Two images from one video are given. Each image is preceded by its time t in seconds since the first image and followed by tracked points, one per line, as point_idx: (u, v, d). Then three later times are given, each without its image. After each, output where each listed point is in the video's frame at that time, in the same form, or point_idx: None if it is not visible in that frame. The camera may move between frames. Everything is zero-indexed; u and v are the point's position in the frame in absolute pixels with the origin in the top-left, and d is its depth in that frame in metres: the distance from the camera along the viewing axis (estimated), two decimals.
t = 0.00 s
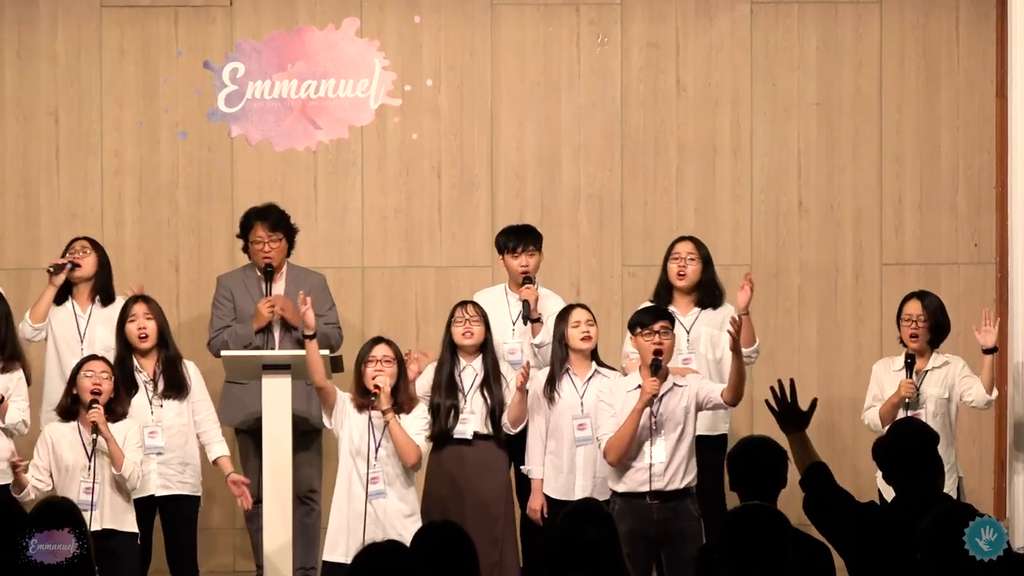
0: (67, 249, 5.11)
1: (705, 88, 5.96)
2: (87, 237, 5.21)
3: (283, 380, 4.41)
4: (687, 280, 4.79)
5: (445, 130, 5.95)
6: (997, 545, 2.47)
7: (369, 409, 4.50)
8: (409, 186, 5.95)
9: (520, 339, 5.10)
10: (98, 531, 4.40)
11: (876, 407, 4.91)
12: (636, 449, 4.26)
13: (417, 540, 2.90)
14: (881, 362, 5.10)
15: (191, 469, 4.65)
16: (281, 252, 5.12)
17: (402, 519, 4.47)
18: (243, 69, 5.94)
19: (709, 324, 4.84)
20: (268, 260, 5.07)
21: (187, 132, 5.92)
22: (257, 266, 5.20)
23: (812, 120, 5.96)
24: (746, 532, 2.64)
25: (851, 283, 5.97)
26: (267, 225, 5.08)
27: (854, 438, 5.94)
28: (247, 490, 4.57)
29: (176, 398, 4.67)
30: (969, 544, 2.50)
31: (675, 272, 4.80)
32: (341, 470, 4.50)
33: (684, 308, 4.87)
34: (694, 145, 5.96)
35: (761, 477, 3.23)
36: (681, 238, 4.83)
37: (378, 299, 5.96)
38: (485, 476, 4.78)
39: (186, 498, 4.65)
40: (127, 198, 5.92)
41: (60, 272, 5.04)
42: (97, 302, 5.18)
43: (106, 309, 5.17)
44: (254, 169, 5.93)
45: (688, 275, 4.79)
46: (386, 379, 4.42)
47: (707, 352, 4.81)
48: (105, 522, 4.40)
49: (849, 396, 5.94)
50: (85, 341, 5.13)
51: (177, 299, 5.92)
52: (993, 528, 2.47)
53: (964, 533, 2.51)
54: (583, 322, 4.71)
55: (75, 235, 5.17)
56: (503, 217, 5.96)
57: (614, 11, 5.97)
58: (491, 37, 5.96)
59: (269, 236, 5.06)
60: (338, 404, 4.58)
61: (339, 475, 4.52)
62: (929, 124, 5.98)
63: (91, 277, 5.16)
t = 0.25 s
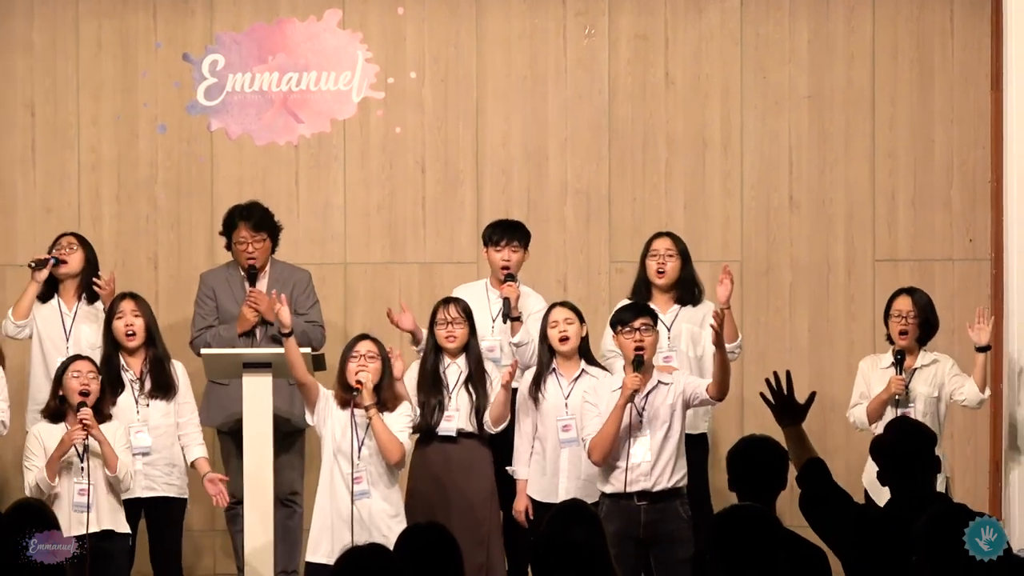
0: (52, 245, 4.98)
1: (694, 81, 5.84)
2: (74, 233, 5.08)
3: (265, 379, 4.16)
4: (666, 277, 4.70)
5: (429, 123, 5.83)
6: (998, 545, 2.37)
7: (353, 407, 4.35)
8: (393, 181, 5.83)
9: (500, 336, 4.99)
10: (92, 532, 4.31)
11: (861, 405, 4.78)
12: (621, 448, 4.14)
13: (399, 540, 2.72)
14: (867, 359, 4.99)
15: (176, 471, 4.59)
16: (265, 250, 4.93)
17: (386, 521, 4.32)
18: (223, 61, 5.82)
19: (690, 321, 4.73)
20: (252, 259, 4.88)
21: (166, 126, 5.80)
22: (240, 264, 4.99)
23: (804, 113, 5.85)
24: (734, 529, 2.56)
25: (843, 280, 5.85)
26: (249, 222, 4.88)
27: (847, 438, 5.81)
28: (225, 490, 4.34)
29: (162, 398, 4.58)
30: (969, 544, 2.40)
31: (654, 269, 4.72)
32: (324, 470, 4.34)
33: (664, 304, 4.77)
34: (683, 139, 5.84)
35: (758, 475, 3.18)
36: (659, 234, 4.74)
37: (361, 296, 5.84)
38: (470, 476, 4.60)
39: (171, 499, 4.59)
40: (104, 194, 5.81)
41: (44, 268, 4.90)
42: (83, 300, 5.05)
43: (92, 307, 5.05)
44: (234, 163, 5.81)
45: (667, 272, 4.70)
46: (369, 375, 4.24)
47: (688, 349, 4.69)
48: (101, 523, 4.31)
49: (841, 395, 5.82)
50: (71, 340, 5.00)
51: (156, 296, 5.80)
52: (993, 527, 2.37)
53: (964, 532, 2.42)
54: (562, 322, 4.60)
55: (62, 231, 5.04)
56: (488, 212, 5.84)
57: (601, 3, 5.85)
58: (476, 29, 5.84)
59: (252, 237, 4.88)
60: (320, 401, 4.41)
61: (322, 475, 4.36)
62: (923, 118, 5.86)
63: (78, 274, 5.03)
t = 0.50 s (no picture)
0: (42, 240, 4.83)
1: (687, 73, 5.74)
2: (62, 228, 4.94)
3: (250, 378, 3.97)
4: (655, 273, 4.58)
5: (417, 116, 5.73)
6: (998, 545, 2.31)
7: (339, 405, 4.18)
8: (379, 175, 5.73)
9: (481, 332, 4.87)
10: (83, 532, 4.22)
11: (849, 403, 4.67)
12: (613, 448, 4.04)
13: (385, 539, 2.50)
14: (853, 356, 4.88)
15: (165, 471, 4.44)
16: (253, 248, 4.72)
17: (372, 521, 4.15)
18: (206, 54, 5.71)
19: (679, 318, 4.63)
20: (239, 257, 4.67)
21: (148, 119, 5.69)
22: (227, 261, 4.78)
23: (798, 106, 5.74)
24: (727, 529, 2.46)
25: (839, 276, 5.75)
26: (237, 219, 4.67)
27: (843, 437, 5.70)
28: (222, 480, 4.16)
29: (151, 396, 4.43)
30: (967, 543, 2.34)
31: (642, 268, 4.58)
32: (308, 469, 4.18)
33: (652, 302, 4.64)
34: (675, 132, 5.74)
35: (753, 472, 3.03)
36: (645, 231, 4.62)
37: (347, 293, 5.73)
38: (460, 477, 4.47)
39: (160, 501, 4.44)
40: (86, 189, 5.70)
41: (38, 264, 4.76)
42: (74, 297, 4.92)
43: (84, 303, 4.92)
44: (218, 157, 5.70)
45: (655, 269, 4.57)
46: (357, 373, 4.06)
47: (678, 347, 4.60)
48: (93, 523, 4.21)
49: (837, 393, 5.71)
50: (63, 337, 4.85)
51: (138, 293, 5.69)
52: (993, 527, 2.31)
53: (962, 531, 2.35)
54: (555, 318, 4.49)
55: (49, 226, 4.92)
56: (477, 207, 5.73)
57: None
58: (464, 21, 5.74)
59: (240, 234, 4.66)
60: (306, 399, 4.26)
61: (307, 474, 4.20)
62: (919, 111, 5.75)
63: (69, 270, 4.90)
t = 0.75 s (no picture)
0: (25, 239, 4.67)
1: (676, 65, 5.63)
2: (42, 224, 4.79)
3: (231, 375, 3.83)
4: (645, 268, 4.46)
5: (401, 109, 5.61)
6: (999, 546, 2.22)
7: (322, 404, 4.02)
8: (363, 169, 5.61)
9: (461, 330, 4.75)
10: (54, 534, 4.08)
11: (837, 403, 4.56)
12: (604, 446, 3.93)
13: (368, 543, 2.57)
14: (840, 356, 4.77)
15: (145, 473, 4.26)
16: (232, 241, 4.59)
17: (354, 524, 3.96)
18: (186, 45, 5.60)
19: (670, 315, 4.51)
20: (219, 250, 4.54)
21: (127, 112, 5.59)
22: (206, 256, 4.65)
23: (790, 99, 5.63)
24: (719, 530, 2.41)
25: (831, 272, 5.63)
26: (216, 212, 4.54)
27: (835, 436, 5.59)
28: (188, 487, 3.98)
29: (131, 395, 4.26)
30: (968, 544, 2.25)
31: (631, 262, 4.47)
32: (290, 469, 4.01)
33: (644, 299, 4.52)
34: (665, 125, 5.62)
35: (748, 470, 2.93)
36: (632, 227, 4.51)
37: (330, 289, 5.62)
38: (445, 476, 4.34)
39: (139, 504, 4.27)
40: (64, 183, 5.60)
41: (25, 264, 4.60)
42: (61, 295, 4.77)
43: (72, 301, 4.77)
44: (198, 151, 5.59)
45: (645, 264, 4.46)
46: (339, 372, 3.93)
47: (669, 344, 4.48)
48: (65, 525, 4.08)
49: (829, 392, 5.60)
50: (52, 337, 4.70)
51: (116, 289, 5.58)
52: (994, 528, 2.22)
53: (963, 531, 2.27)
54: (543, 317, 4.36)
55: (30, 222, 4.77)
56: (462, 201, 5.62)
57: None
58: (449, 11, 5.63)
59: (219, 226, 4.53)
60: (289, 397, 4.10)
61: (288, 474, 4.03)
62: (914, 103, 5.63)
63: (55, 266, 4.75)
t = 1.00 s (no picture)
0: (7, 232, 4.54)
1: (667, 55, 5.52)
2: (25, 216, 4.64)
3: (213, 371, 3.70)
4: (640, 261, 4.35)
5: (386, 100, 5.51)
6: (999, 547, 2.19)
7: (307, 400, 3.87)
8: (348, 161, 5.51)
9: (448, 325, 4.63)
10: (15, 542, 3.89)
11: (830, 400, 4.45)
12: (594, 444, 3.82)
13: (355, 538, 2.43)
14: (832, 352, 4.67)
15: (120, 471, 4.15)
16: (204, 235, 4.49)
17: (341, 520, 3.81)
18: (168, 35, 5.50)
19: (668, 307, 4.40)
20: (191, 243, 4.43)
21: (107, 103, 5.49)
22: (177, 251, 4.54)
23: (783, 89, 5.52)
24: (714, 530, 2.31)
25: (825, 266, 5.53)
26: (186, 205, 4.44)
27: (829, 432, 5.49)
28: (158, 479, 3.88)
29: (109, 391, 4.14)
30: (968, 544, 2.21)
31: (626, 254, 4.36)
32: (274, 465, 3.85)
33: (640, 291, 4.42)
34: (655, 116, 5.52)
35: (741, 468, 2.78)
36: (626, 218, 4.39)
37: (314, 283, 5.51)
38: (431, 473, 4.18)
39: (115, 502, 4.16)
40: (43, 175, 5.50)
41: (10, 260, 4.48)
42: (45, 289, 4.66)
43: (55, 295, 4.66)
44: (180, 142, 5.49)
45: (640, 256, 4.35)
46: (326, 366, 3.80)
47: (667, 337, 4.36)
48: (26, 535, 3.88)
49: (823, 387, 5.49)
50: (36, 333, 4.60)
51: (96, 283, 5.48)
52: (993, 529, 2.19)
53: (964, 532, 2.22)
54: (532, 314, 4.23)
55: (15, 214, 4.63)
56: (449, 193, 5.52)
57: None
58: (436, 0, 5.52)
59: (190, 219, 4.42)
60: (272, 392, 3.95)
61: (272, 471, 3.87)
62: (910, 94, 5.53)
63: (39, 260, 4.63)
